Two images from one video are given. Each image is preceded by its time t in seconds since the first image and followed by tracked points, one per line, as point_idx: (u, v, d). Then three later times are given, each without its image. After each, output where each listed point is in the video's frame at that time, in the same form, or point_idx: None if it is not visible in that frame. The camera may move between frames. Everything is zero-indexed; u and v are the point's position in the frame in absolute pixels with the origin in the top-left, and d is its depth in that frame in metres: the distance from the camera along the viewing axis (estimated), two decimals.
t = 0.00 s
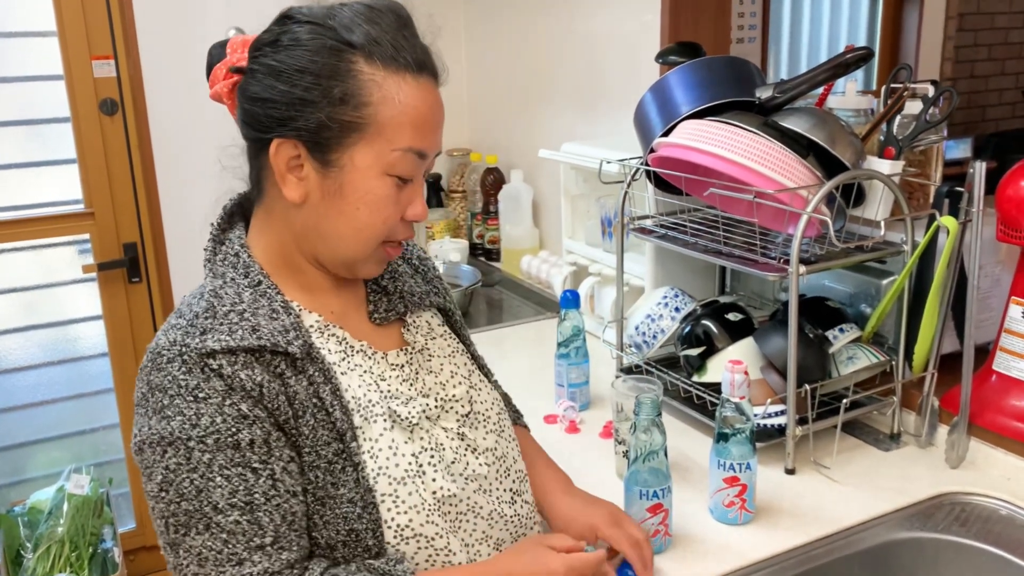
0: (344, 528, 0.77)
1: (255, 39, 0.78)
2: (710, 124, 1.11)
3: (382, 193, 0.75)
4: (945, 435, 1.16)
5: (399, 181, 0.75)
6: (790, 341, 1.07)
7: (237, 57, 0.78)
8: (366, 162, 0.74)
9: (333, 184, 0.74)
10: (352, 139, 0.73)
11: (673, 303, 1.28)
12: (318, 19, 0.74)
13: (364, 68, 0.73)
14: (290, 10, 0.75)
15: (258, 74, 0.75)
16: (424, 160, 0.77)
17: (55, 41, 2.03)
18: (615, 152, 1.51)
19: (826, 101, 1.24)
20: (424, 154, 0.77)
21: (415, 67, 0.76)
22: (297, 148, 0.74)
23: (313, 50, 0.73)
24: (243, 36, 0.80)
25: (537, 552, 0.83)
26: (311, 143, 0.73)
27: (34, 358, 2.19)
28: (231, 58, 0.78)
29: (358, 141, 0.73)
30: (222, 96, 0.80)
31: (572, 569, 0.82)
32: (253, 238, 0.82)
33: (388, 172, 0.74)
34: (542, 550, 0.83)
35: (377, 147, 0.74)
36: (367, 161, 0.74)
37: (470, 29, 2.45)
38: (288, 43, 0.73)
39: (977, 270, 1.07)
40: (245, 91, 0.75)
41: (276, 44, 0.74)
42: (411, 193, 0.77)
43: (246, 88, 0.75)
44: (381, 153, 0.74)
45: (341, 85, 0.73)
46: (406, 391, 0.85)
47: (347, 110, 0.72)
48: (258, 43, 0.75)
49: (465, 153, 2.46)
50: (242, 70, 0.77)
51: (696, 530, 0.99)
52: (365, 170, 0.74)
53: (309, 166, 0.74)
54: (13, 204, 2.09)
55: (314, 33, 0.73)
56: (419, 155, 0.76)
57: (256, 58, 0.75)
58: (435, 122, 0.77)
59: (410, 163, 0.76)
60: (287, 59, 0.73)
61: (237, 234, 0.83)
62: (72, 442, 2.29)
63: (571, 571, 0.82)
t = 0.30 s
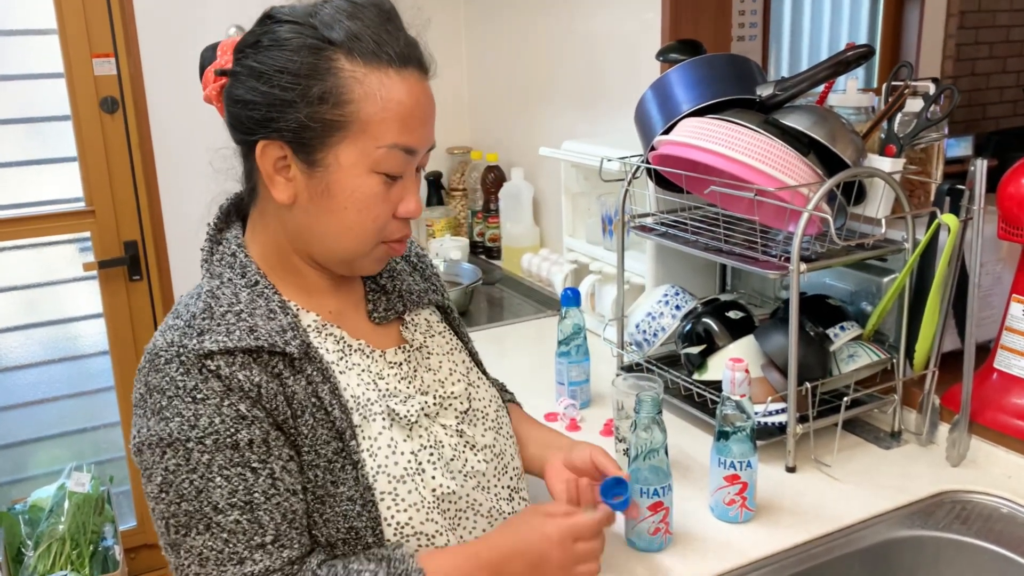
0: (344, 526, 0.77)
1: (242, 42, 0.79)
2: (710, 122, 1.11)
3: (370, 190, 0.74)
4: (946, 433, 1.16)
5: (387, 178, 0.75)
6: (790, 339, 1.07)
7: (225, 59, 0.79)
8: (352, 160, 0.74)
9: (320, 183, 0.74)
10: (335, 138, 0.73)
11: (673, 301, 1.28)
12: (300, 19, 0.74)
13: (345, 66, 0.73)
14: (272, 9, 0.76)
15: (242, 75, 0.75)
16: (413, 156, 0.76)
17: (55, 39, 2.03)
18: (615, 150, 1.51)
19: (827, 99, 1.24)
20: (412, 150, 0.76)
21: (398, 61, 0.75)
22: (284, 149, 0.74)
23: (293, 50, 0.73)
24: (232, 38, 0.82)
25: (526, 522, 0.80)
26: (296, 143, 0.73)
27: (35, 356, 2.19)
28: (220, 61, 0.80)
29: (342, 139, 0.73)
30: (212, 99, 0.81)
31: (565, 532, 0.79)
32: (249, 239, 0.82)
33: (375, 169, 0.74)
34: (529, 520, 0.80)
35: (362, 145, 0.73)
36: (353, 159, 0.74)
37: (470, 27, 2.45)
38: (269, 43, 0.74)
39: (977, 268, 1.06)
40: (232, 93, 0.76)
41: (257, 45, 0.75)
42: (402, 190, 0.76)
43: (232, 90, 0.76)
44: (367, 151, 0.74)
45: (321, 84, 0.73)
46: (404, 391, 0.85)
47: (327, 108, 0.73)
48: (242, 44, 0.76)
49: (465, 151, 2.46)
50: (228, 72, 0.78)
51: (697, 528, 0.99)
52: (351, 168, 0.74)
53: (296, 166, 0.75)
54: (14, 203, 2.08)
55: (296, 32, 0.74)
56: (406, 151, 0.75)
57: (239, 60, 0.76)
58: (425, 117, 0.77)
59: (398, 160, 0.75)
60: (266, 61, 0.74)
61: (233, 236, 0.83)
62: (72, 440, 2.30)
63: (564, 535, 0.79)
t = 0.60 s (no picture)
0: (354, 516, 0.77)
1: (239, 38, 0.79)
2: (710, 119, 1.11)
3: (368, 186, 0.74)
4: (946, 430, 1.16)
5: (384, 174, 0.75)
6: (790, 336, 1.07)
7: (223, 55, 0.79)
8: (348, 156, 0.73)
9: (317, 178, 0.74)
10: (333, 134, 0.73)
11: (673, 298, 1.28)
12: (298, 14, 0.74)
13: (343, 61, 0.73)
14: (270, 5, 0.76)
15: (240, 71, 0.75)
16: (411, 153, 0.76)
17: (54, 37, 2.02)
18: (615, 147, 1.51)
19: (827, 96, 1.24)
20: (410, 147, 0.76)
21: (396, 57, 0.75)
22: (281, 145, 0.74)
23: (291, 45, 0.73)
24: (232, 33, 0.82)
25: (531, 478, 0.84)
26: (292, 139, 0.74)
27: (34, 354, 2.20)
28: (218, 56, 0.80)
29: (339, 135, 0.73)
30: (211, 93, 0.82)
31: (569, 476, 0.83)
32: (249, 235, 0.82)
33: (372, 165, 0.74)
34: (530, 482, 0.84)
35: (359, 141, 0.73)
36: (350, 154, 0.73)
37: (470, 25, 2.44)
38: (266, 39, 0.74)
39: (976, 264, 1.06)
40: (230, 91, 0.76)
41: (254, 41, 0.75)
42: (400, 186, 0.76)
43: (231, 86, 0.76)
44: (364, 146, 0.73)
45: (318, 78, 0.73)
46: (405, 384, 0.85)
47: (324, 104, 0.72)
48: (240, 40, 0.76)
49: (465, 148, 2.46)
50: (225, 67, 0.78)
51: (697, 526, 0.99)
52: (348, 163, 0.73)
53: (293, 162, 0.75)
54: (14, 201, 2.08)
55: (293, 28, 0.74)
56: (404, 147, 0.75)
57: (237, 55, 0.76)
58: (424, 112, 0.77)
59: (395, 156, 0.75)
60: (263, 57, 0.73)
61: (233, 232, 0.83)
62: (72, 438, 2.29)
63: (568, 479, 0.83)
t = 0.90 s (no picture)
0: (353, 516, 0.77)
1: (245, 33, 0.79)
2: (710, 117, 1.10)
3: (371, 181, 0.74)
4: (945, 428, 1.16)
5: (388, 170, 0.75)
6: (790, 334, 1.06)
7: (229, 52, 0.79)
8: (354, 150, 0.73)
9: (321, 173, 0.74)
10: (338, 128, 0.73)
11: (672, 296, 1.28)
12: (303, 9, 0.74)
13: (347, 55, 0.73)
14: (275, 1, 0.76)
15: (245, 66, 0.75)
16: (415, 148, 0.76)
17: (52, 34, 2.02)
18: (615, 145, 1.51)
19: (826, 94, 1.24)
20: (414, 142, 0.75)
21: (400, 52, 0.75)
22: (285, 140, 0.74)
23: (295, 39, 0.73)
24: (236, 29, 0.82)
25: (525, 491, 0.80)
26: (296, 134, 0.73)
27: (33, 353, 2.19)
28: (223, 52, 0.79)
29: (343, 129, 0.73)
30: (215, 90, 0.81)
31: (564, 494, 0.79)
32: (252, 232, 0.82)
33: (376, 160, 0.74)
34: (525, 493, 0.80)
35: (364, 136, 0.73)
36: (354, 149, 0.73)
37: (469, 23, 2.44)
38: (270, 34, 0.74)
39: (977, 260, 1.06)
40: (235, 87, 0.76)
41: (258, 36, 0.75)
42: (403, 182, 0.76)
43: (236, 83, 0.76)
44: (368, 142, 0.73)
45: (323, 71, 0.72)
46: (408, 382, 0.85)
47: (329, 98, 0.72)
48: (244, 34, 0.76)
49: (463, 147, 2.46)
50: (232, 63, 0.78)
51: (697, 524, 0.99)
52: (353, 158, 0.73)
53: (298, 156, 0.74)
54: (12, 199, 2.08)
55: (298, 23, 0.74)
56: (408, 143, 0.75)
57: (240, 50, 0.76)
58: (428, 109, 0.76)
59: (399, 151, 0.74)
60: (268, 51, 0.73)
61: (235, 229, 0.82)
62: (70, 437, 2.29)
63: (563, 497, 0.79)
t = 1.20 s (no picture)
0: (338, 527, 0.78)
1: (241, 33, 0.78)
2: (707, 116, 1.10)
3: (368, 179, 0.74)
4: (943, 427, 1.16)
5: (386, 167, 0.74)
6: (788, 332, 1.06)
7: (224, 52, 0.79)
8: (349, 150, 0.73)
9: (316, 173, 0.74)
10: (332, 126, 0.73)
11: (671, 295, 1.28)
12: (296, 7, 0.73)
13: (340, 53, 0.73)
14: None
15: (238, 65, 0.75)
16: (412, 145, 0.75)
17: (49, 32, 2.01)
18: (613, 143, 1.50)
19: (824, 92, 1.23)
20: (411, 140, 0.75)
21: (395, 48, 0.75)
22: (280, 139, 0.74)
23: (288, 38, 0.72)
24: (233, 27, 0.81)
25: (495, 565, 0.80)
26: (291, 133, 0.73)
27: (30, 351, 2.19)
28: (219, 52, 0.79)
29: (338, 128, 0.72)
30: (212, 89, 0.81)
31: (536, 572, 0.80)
32: (253, 231, 0.82)
33: (373, 158, 0.73)
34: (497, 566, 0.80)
35: (359, 134, 0.73)
36: (349, 147, 0.73)
37: (468, 21, 2.43)
38: (263, 32, 0.73)
39: (973, 258, 1.06)
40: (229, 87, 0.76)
41: (251, 35, 0.74)
42: (401, 178, 0.75)
43: (230, 82, 0.75)
44: (363, 140, 0.73)
45: (316, 71, 0.72)
46: (405, 387, 0.84)
47: (323, 96, 0.72)
48: (239, 33, 0.76)
49: (462, 144, 2.46)
50: (226, 64, 0.78)
51: (695, 522, 0.99)
52: (348, 156, 0.73)
53: (293, 156, 0.74)
54: (10, 197, 2.08)
55: (291, 20, 0.73)
56: (405, 140, 0.74)
57: (234, 49, 0.75)
58: (425, 105, 0.76)
59: (396, 149, 0.74)
60: (261, 50, 0.73)
61: (236, 228, 0.82)
62: (69, 435, 2.29)
63: None
